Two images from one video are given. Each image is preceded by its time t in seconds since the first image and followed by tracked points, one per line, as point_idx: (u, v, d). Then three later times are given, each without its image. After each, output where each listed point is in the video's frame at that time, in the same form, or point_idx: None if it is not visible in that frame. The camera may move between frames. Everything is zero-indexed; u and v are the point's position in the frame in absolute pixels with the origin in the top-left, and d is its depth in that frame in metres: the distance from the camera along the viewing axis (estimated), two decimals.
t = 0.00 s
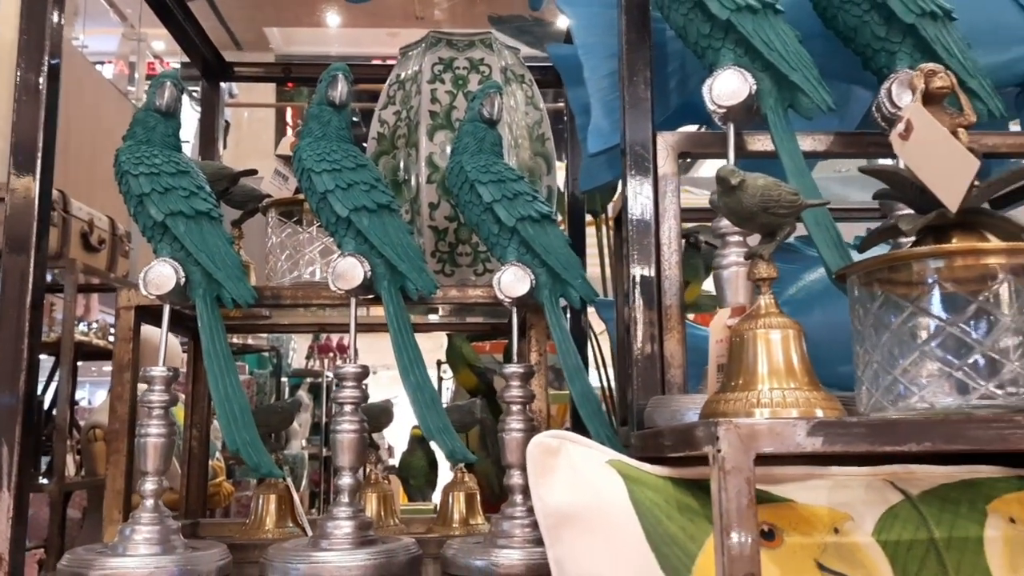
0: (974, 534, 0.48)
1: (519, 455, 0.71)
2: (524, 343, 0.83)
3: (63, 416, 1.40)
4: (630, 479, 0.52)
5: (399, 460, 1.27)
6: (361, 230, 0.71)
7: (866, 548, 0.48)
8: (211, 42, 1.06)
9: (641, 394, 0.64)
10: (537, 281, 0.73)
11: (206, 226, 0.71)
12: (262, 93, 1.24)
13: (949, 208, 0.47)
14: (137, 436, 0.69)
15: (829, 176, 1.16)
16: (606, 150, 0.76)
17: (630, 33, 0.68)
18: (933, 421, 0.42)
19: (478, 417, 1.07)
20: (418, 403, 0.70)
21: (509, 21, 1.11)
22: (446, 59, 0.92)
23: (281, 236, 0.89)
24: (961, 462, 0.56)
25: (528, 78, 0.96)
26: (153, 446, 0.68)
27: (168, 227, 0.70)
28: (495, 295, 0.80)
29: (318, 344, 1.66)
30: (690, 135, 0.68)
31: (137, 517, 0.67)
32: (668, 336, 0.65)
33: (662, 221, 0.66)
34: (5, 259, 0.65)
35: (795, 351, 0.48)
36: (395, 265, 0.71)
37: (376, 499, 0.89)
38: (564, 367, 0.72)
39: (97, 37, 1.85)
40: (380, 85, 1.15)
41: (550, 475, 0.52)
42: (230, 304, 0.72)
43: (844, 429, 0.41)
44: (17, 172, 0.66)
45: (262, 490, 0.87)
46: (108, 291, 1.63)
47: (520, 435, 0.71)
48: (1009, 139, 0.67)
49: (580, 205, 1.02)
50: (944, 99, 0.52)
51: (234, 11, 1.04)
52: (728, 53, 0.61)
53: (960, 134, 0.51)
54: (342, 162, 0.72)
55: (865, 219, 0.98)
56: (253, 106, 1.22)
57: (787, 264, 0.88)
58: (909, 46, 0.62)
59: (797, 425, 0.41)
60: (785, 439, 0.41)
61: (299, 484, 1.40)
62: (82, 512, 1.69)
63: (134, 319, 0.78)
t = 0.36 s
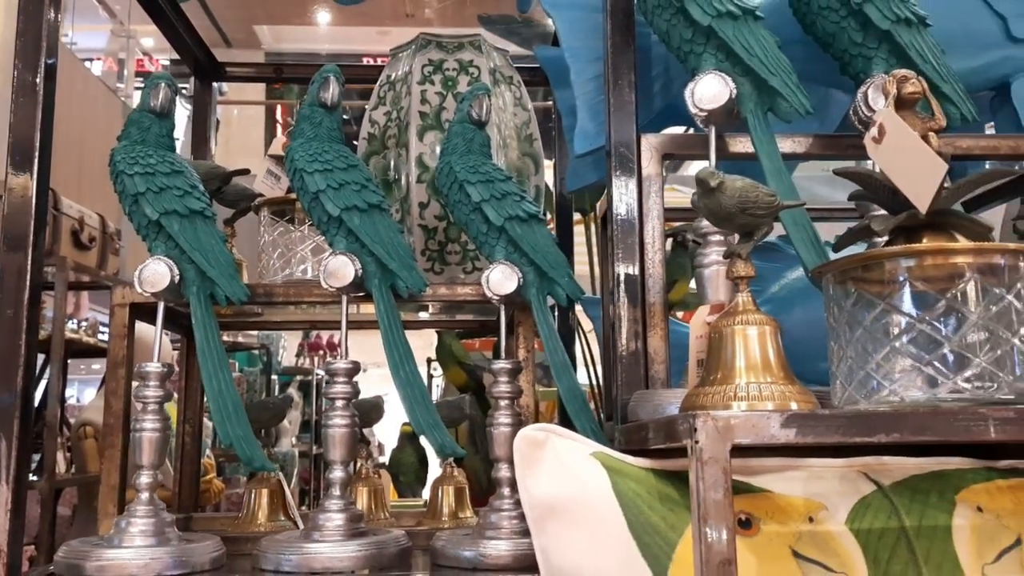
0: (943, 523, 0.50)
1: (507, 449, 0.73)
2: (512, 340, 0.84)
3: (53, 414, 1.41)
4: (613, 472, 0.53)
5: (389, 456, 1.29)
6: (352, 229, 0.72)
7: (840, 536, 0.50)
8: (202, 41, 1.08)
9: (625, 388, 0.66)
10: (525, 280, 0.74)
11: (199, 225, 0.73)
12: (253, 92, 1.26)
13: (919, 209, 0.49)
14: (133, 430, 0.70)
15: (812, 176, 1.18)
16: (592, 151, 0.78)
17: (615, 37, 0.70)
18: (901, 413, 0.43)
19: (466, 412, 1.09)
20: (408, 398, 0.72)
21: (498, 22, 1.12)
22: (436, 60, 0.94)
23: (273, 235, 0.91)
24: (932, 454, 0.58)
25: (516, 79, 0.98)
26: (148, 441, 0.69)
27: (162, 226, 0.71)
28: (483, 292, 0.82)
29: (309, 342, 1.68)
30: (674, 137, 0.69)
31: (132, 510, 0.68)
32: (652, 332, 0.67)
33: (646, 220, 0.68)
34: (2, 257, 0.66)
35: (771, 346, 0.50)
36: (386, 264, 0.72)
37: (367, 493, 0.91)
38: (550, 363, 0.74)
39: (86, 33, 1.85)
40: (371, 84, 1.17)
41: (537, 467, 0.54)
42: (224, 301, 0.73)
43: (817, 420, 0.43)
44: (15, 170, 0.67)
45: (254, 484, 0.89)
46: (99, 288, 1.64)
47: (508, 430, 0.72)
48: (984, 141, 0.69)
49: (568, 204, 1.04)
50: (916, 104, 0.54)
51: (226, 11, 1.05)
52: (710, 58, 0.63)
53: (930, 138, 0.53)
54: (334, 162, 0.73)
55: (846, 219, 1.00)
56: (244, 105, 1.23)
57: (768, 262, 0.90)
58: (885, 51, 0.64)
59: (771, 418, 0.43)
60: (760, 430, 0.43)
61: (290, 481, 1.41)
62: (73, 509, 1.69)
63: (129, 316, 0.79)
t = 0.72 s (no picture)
0: (902, 507, 0.52)
1: (488, 439, 0.74)
2: (493, 334, 0.86)
3: (42, 411, 1.42)
4: (588, 460, 0.55)
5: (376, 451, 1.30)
6: (336, 225, 0.74)
7: (803, 521, 0.52)
8: (190, 39, 1.09)
9: (601, 380, 0.68)
10: (505, 275, 0.76)
11: (186, 220, 0.74)
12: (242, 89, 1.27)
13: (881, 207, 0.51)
14: (120, 421, 0.72)
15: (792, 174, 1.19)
16: (572, 149, 0.79)
17: (594, 38, 0.72)
18: (857, 402, 0.45)
19: (452, 407, 1.10)
20: (391, 390, 0.74)
21: (484, 21, 1.14)
22: (420, 59, 0.95)
23: (259, 230, 0.92)
24: (896, 441, 0.60)
25: (500, 78, 1.00)
26: (135, 432, 0.71)
27: (149, 221, 0.73)
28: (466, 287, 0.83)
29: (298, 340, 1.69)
30: (651, 136, 0.71)
31: (119, 499, 0.69)
32: (628, 326, 0.69)
33: (622, 217, 0.70)
34: None
35: (738, 337, 0.51)
36: (369, 259, 0.74)
37: (352, 484, 0.93)
38: (531, 356, 0.76)
39: (75, 30, 1.86)
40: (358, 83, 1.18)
41: (513, 455, 0.56)
42: (210, 295, 0.75)
43: (777, 408, 0.45)
44: (4, 166, 0.69)
45: (241, 476, 0.91)
46: (88, 285, 1.65)
47: (489, 421, 0.74)
48: (951, 140, 0.72)
49: (551, 201, 1.05)
50: (880, 105, 0.56)
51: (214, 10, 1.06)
52: (684, 58, 0.64)
53: (894, 138, 0.55)
54: (318, 159, 0.75)
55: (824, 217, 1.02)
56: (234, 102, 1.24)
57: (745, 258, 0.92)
58: (853, 53, 0.66)
59: (734, 405, 0.45)
60: (723, 418, 0.45)
61: (279, 476, 1.42)
62: (61, 505, 1.70)
63: (116, 310, 0.81)
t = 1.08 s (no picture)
0: (844, 483, 0.54)
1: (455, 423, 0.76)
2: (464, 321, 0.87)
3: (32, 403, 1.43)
4: (542, 441, 0.57)
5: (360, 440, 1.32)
6: (305, 213, 0.75)
7: (747, 496, 0.53)
8: (171, 33, 1.10)
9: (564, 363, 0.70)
10: (472, 262, 0.77)
11: (158, 210, 0.76)
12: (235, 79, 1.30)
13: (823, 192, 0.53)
14: (93, 406, 0.73)
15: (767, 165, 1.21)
16: (538, 139, 0.81)
17: (557, 29, 0.73)
18: (792, 379, 0.47)
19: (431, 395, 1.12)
20: (359, 375, 0.75)
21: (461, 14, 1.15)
22: (394, 51, 0.97)
23: (234, 220, 0.93)
24: (845, 422, 0.62)
25: (474, 70, 1.01)
26: (107, 416, 0.72)
27: (122, 210, 0.74)
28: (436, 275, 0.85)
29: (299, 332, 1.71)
30: (613, 125, 0.71)
31: (93, 482, 0.71)
32: (589, 312, 0.70)
33: (584, 204, 0.71)
34: None
35: (684, 318, 0.53)
36: (338, 247, 0.75)
37: (327, 469, 0.95)
38: (498, 342, 0.77)
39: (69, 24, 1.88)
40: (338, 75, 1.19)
41: (470, 435, 0.57)
42: (182, 282, 0.76)
43: (714, 386, 0.46)
44: None
45: (219, 462, 0.92)
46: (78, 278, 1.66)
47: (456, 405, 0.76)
48: (906, 129, 0.73)
49: (527, 191, 1.07)
50: (826, 93, 0.57)
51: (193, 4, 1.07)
52: (641, 49, 0.66)
53: (839, 126, 0.56)
54: (287, 148, 0.76)
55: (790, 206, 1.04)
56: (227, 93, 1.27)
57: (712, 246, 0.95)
58: (808, 44, 0.67)
59: (673, 383, 0.47)
60: (662, 395, 0.46)
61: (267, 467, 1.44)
62: (54, 497, 1.72)
63: (92, 298, 0.82)
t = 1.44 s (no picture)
0: (785, 448, 0.56)
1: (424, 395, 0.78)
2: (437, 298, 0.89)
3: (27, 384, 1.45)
4: (497, 408, 0.58)
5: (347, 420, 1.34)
6: (277, 190, 0.77)
7: (691, 460, 0.55)
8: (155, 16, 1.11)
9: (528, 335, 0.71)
10: (442, 239, 0.79)
11: (134, 186, 0.78)
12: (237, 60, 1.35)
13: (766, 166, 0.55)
14: (71, 377, 0.75)
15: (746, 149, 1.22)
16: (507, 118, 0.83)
17: (522, 9, 0.75)
18: (728, 346, 0.49)
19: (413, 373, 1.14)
20: (330, 348, 0.77)
21: None
22: (371, 33, 0.98)
23: (212, 198, 0.95)
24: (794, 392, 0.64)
25: (451, 52, 1.03)
26: (85, 386, 0.74)
27: (98, 186, 0.76)
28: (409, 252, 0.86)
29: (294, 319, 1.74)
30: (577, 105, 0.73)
31: (70, 450, 0.73)
32: (552, 287, 0.72)
33: (549, 182, 0.72)
34: None
35: (630, 287, 0.55)
36: (309, 223, 0.77)
37: (306, 443, 0.97)
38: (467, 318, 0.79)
39: (67, 9, 1.90)
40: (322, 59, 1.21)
41: (428, 403, 0.59)
42: (157, 258, 0.78)
43: (651, 351, 0.48)
44: None
45: (200, 435, 0.94)
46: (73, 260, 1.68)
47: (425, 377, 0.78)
48: (864, 109, 0.74)
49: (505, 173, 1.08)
50: (773, 72, 0.59)
51: None
52: (601, 29, 0.67)
53: (783, 104, 0.58)
54: (259, 127, 0.78)
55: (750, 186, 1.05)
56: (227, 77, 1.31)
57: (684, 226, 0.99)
58: (765, 24, 0.69)
59: (613, 348, 0.49)
60: (601, 360, 0.48)
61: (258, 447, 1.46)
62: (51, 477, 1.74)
63: (72, 273, 0.84)
